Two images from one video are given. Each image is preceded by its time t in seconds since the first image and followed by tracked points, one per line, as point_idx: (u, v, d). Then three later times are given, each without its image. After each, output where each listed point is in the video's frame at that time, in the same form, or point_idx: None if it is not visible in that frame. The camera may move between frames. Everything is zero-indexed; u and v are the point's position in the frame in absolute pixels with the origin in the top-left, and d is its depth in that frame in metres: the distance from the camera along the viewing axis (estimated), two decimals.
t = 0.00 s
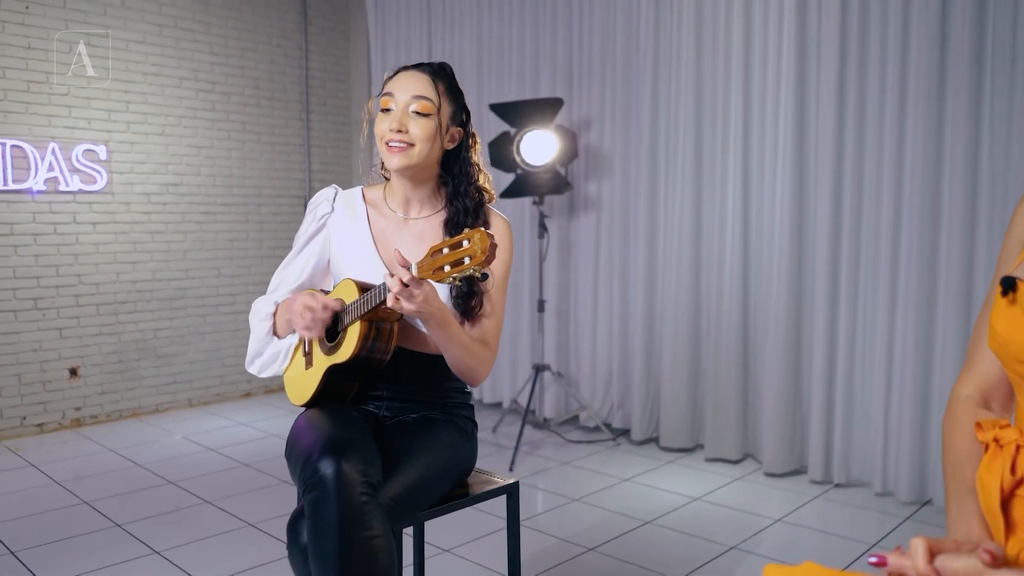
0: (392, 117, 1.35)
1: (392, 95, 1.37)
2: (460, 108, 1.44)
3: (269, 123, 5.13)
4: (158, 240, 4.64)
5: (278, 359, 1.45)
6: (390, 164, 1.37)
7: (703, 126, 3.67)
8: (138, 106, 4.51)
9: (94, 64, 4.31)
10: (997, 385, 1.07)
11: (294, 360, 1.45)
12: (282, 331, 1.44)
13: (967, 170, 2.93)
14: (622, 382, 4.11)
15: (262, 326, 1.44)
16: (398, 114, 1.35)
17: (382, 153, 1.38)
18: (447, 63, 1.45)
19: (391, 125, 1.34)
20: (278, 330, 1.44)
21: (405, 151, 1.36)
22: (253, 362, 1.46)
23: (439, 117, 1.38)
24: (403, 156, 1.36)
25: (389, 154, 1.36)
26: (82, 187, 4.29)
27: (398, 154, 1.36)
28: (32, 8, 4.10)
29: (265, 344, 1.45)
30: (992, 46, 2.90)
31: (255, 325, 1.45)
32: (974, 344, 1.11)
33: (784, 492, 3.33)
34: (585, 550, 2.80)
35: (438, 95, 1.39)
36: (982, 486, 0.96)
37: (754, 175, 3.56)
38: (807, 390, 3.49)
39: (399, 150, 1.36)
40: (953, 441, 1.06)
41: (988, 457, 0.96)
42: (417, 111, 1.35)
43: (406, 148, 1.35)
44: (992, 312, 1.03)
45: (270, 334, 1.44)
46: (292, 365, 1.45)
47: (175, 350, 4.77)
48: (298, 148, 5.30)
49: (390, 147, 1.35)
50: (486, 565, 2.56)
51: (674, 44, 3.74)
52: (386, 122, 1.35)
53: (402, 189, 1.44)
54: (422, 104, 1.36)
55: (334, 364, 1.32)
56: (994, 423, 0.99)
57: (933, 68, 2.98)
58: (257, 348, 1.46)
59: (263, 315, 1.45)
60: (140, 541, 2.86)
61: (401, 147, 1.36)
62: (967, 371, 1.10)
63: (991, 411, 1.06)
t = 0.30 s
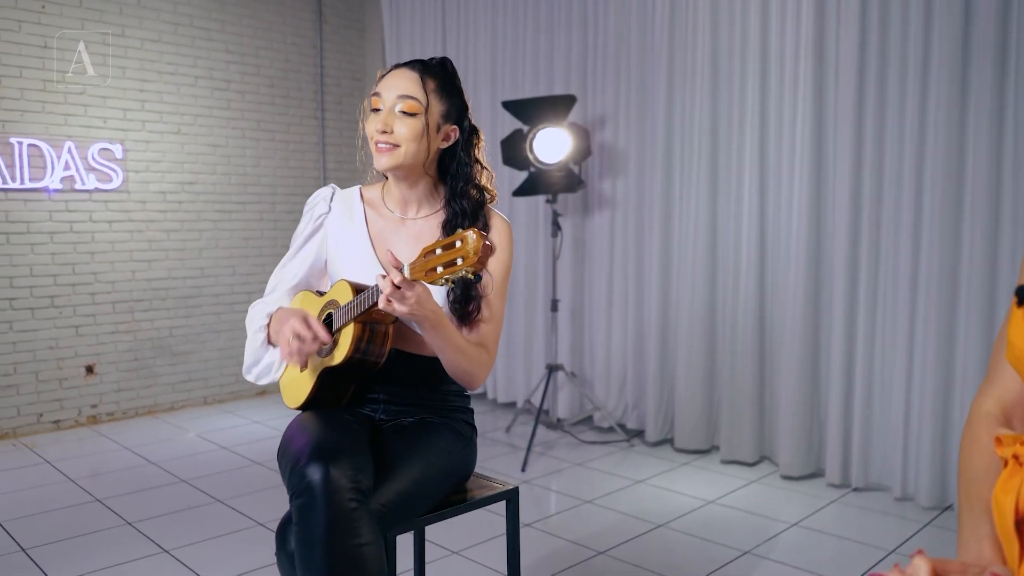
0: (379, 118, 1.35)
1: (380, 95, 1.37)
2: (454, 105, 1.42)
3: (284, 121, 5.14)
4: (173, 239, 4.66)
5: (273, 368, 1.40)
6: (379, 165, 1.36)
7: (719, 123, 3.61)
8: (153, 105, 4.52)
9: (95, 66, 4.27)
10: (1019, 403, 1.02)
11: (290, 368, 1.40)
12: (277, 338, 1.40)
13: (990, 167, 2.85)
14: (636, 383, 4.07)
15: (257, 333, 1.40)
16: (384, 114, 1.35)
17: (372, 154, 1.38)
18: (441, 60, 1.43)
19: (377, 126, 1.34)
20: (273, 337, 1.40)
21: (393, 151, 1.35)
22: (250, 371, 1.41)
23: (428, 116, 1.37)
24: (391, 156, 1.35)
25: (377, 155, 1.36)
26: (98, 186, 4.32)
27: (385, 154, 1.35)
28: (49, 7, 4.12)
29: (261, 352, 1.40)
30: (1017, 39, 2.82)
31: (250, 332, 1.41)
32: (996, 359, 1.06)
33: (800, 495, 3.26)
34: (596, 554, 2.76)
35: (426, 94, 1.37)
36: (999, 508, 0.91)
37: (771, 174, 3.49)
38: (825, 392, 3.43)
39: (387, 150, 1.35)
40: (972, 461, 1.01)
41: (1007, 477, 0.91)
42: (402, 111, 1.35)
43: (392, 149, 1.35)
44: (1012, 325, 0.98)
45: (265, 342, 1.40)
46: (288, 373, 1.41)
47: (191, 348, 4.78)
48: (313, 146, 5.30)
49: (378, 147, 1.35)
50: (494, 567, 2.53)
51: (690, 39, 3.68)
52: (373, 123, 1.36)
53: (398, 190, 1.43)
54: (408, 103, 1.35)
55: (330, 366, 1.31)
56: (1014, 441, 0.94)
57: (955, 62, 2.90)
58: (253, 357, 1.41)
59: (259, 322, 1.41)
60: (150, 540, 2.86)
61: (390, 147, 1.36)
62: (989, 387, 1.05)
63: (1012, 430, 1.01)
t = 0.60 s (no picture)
0: (382, 116, 1.32)
1: (383, 94, 1.34)
2: (458, 104, 1.40)
3: (303, 124, 5.15)
4: (193, 241, 4.68)
5: (273, 367, 1.41)
6: (383, 165, 1.33)
7: (740, 124, 3.55)
8: (173, 107, 4.55)
9: (95, 66, 4.24)
10: None
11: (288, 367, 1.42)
12: (274, 338, 1.40)
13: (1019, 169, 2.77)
14: (655, 388, 4.01)
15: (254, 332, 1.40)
16: (388, 113, 1.32)
17: (375, 154, 1.35)
18: (444, 58, 1.40)
19: (381, 124, 1.31)
20: (271, 338, 1.40)
21: (397, 151, 1.32)
22: (248, 370, 1.42)
23: (432, 114, 1.34)
24: (394, 156, 1.32)
25: (381, 154, 1.33)
26: (118, 188, 4.35)
27: (389, 154, 1.32)
28: (71, 11, 4.17)
29: (258, 352, 1.40)
30: None
31: (246, 332, 1.40)
32: None
33: (821, 504, 3.19)
34: (609, 562, 2.71)
35: (430, 91, 1.35)
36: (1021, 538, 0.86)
37: (792, 175, 3.43)
38: (847, 398, 3.35)
39: (390, 150, 1.32)
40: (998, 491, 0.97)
41: None
42: (406, 109, 1.32)
43: (397, 148, 1.32)
44: None
45: (263, 341, 1.40)
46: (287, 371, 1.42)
47: (210, 350, 4.80)
48: (332, 149, 5.31)
49: (382, 147, 1.32)
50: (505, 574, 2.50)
51: (710, 38, 3.62)
52: (377, 122, 1.33)
53: (399, 190, 1.40)
54: (413, 101, 1.32)
55: (326, 371, 1.28)
56: None
57: (982, 61, 2.82)
58: (250, 356, 1.41)
59: (255, 322, 1.40)
60: (163, 541, 2.86)
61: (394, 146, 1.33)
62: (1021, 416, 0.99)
63: None
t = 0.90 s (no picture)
0: (386, 118, 1.29)
1: (385, 95, 1.31)
2: (460, 104, 1.37)
3: (318, 124, 5.15)
4: (207, 241, 4.69)
5: (271, 366, 1.39)
6: (387, 168, 1.31)
7: (756, 123, 3.50)
8: (188, 108, 4.56)
9: (94, 66, 4.20)
10: None
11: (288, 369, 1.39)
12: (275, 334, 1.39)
13: None
14: (670, 390, 3.96)
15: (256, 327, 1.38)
16: (392, 114, 1.29)
17: (379, 157, 1.32)
18: (444, 57, 1.38)
19: (385, 126, 1.28)
20: (272, 333, 1.39)
21: (403, 153, 1.29)
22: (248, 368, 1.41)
23: (437, 115, 1.32)
24: (400, 159, 1.30)
25: (385, 157, 1.30)
26: (134, 188, 4.37)
27: (394, 157, 1.30)
28: (87, 12, 4.18)
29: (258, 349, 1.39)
30: None
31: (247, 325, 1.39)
32: None
33: (838, 510, 3.13)
34: (621, 566, 2.67)
35: (434, 91, 1.32)
36: None
37: (810, 175, 3.37)
38: (865, 402, 3.29)
39: (396, 153, 1.29)
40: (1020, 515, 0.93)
41: None
42: (411, 110, 1.29)
43: (402, 150, 1.29)
44: None
45: (263, 338, 1.39)
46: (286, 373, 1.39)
47: (224, 350, 4.81)
48: (347, 149, 5.31)
49: (386, 150, 1.29)
50: None
51: (726, 36, 3.57)
52: (380, 124, 1.30)
53: (402, 191, 1.38)
54: (417, 102, 1.30)
55: (324, 374, 1.25)
56: None
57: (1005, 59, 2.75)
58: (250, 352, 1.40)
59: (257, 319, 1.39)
60: (173, 542, 2.86)
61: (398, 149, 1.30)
62: None
63: None
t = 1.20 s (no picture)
0: (383, 114, 1.27)
1: (384, 91, 1.29)
2: (463, 103, 1.34)
3: (330, 124, 5.15)
4: (220, 241, 4.69)
5: (270, 381, 1.36)
6: (382, 164, 1.27)
7: (772, 122, 3.44)
8: (201, 108, 4.56)
9: (94, 65, 4.17)
10: None
11: (286, 381, 1.35)
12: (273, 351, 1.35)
13: None
14: (684, 393, 3.91)
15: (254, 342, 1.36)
16: (389, 110, 1.27)
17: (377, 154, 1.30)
18: (450, 56, 1.35)
19: (381, 122, 1.26)
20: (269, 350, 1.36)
21: (396, 150, 1.26)
22: (249, 384, 1.38)
23: (434, 113, 1.29)
24: (394, 155, 1.26)
25: (380, 153, 1.27)
26: (147, 189, 4.37)
27: (388, 154, 1.27)
28: (101, 13, 4.19)
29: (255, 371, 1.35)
30: None
31: (247, 340, 1.37)
32: None
33: (856, 518, 3.07)
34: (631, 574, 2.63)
35: (432, 89, 1.29)
36: None
37: (827, 176, 3.31)
38: (883, 407, 3.22)
39: (390, 148, 1.26)
40: None
41: None
42: (407, 106, 1.27)
43: (396, 147, 1.26)
44: None
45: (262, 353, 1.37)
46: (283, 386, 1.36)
47: (236, 350, 4.81)
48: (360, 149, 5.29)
49: (382, 146, 1.27)
50: None
51: (742, 34, 3.51)
52: (376, 120, 1.27)
53: (402, 192, 1.35)
54: (414, 99, 1.27)
55: (320, 382, 1.23)
56: None
57: None
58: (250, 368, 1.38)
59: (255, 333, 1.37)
60: (181, 545, 2.84)
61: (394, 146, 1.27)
62: None
63: None
